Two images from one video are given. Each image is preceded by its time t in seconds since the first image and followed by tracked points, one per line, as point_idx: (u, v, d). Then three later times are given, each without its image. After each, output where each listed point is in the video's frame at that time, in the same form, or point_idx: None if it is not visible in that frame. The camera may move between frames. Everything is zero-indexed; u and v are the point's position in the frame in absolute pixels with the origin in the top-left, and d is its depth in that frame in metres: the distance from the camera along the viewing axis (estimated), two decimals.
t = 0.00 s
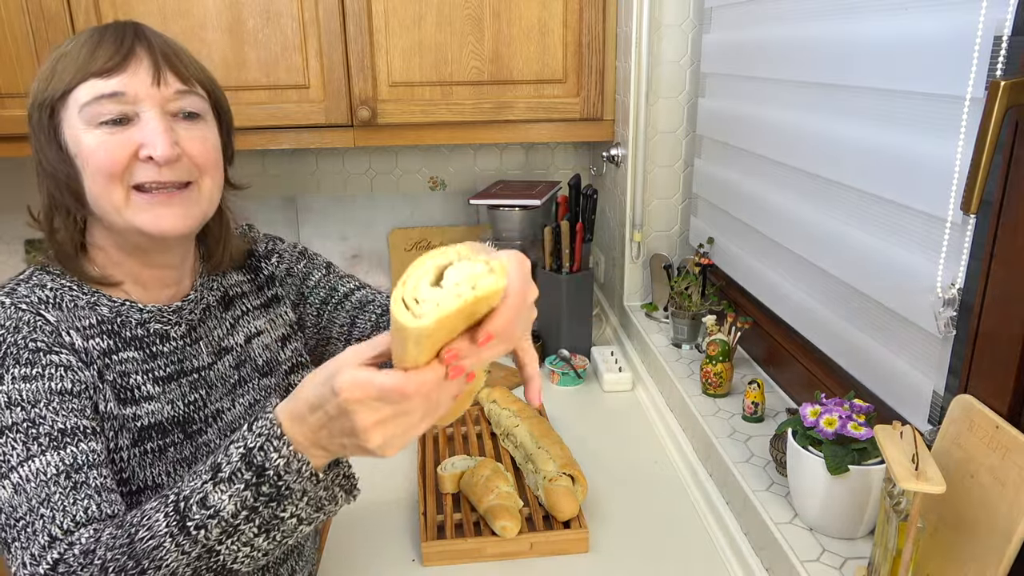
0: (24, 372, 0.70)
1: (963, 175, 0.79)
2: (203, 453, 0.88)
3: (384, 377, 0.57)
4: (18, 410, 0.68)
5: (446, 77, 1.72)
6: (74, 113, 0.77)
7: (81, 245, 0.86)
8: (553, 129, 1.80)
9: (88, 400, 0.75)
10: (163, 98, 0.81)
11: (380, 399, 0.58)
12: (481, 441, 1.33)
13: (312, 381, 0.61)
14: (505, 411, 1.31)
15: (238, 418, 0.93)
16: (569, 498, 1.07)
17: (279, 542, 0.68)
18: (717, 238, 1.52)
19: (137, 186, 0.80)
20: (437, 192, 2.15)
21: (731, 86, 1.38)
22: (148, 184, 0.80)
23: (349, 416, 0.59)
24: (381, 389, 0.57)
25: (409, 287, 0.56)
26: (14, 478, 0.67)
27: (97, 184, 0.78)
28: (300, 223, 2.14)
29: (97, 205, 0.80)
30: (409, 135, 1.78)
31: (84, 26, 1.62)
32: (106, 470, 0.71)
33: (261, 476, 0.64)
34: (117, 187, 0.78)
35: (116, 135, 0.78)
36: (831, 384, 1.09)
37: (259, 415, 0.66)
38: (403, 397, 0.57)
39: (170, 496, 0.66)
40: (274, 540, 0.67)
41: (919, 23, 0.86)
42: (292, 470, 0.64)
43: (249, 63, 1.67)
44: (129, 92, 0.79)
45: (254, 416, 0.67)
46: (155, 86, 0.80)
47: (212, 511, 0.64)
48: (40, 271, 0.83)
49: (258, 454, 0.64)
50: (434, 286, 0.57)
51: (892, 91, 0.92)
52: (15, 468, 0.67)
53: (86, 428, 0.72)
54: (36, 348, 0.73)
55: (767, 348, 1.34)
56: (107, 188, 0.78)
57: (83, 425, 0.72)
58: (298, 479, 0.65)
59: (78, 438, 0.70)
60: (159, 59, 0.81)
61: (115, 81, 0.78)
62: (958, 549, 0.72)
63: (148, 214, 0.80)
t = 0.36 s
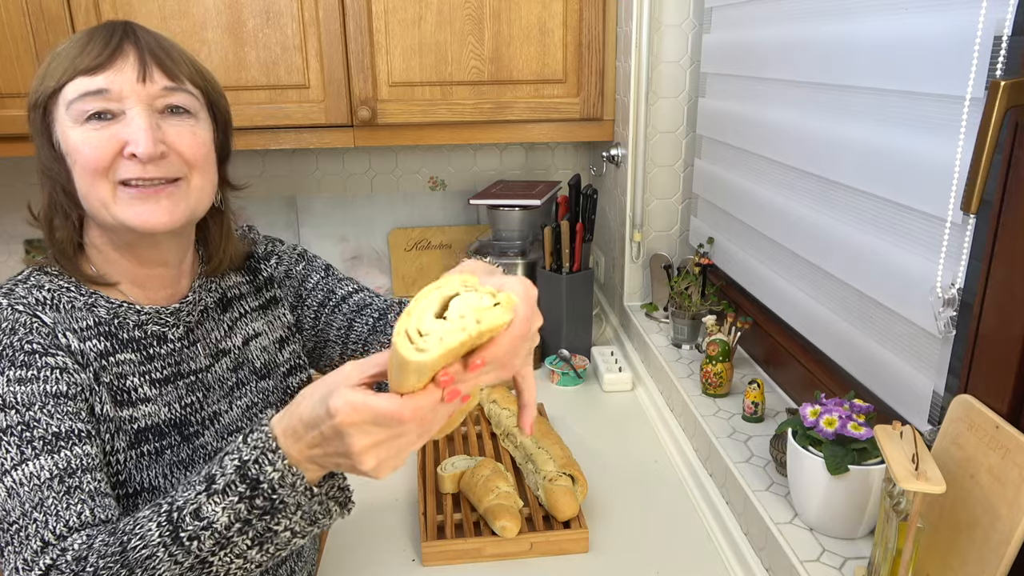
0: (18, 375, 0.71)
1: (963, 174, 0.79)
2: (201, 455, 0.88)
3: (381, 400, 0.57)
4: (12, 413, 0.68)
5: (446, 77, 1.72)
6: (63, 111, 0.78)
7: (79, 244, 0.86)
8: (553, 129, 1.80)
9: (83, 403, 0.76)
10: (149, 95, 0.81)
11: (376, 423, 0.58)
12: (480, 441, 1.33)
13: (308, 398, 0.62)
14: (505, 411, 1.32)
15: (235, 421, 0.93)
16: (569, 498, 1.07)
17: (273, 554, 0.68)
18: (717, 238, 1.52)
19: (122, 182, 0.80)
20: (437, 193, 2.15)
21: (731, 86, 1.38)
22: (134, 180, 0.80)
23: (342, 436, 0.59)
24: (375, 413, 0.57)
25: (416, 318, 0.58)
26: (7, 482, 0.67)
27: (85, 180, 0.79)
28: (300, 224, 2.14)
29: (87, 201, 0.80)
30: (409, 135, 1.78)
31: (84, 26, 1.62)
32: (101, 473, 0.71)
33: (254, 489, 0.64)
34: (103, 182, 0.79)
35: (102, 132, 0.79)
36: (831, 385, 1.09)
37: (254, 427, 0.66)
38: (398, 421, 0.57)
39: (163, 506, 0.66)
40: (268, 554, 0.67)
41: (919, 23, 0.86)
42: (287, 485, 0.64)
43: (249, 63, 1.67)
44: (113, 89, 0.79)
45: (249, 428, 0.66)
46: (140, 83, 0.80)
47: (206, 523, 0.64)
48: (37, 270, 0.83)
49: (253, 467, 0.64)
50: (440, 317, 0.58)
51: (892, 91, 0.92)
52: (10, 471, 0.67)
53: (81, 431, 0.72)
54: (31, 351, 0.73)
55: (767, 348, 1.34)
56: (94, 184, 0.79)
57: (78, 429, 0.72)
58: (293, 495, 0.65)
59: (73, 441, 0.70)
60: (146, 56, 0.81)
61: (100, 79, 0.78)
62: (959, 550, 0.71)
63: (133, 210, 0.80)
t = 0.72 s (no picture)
0: (19, 375, 0.71)
1: (963, 175, 0.79)
2: (201, 455, 0.88)
3: (379, 394, 0.58)
4: (13, 413, 0.68)
5: (446, 77, 1.72)
6: (62, 112, 0.79)
7: (80, 245, 0.86)
8: (553, 129, 1.80)
9: (84, 402, 0.76)
10: (147, 96, 0.81)
11: (376, 415, 0.58)
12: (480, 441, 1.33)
13: (306, 391, 0.62)
14: (505, 411, 1.32)
15: (235, 421, 0.93)
16: (569, 498, 1.07)
17: (270, 549, 0.69)
18: (717, 238, 1.52)
19: (122, 182, 0.79)
20: (437, 193, 2.15)
21: (731, 86, 1.38)
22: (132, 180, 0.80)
23: (343, 429, 0.59)
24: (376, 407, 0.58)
25: (422, 320, 0.61)
26: (9, 482, 0.67)
27: (86, 180, 0.79)
28: (300, 224, 2.15)
29: (88, 201, 0.81)
30: (409, 135, 1.78)
31: (84, 26, 1.62)
32: (102, 473, 0.71)
33: (251, 486, 0.64)
34: (102, 182, 0.79)
35: (100, 132, 0.79)
36: (831, 384, 1.09)
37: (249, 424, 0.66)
38: (400, 414, 0.58)
39: (161, 505, 0.66)
40: (265, 547, 0.68)
41: (919, 23, 0.86)
42: (283, 480, 0.65)
43: (249, 63, 1.67)
44: (112, 89, 0.79)
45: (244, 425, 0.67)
46: (138, 83, 0.80)
47: (204, 519, 0.64)
48: (38, 271, 0.83)
49: (248, 464, 0.64)
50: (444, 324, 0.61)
51: (892, 91, 0.92)
52: (11, 471, 0.67)
53: (82, 431, 0.72)
54: (32, 350, 0.73)
55: (767, 348, 1.34)
56: (94, 184, 0.79)
57: (79, 428, 0.72)
58: (288, 488, 0.66)
59: (74, 441, 0.70)
60: (146, 56, 0.81)
61: (99, 79, 0.78)
62: (959, 550, 0.71)
63: (131, 210, 0.80)
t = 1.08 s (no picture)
0: (21, 372, 0.71)
1: (963, 175, 0.79)
2: (202, 454, 0.88)
3: (394, 392, 0.58)
4: (16, 410, 0.68)
5: (446, 77, 1.72)
6: (66, 112, 0.78)
7: (79, 245, 0.86)
8: (553, 129, 1.80)
9: (86, 400, 0.76)
10: (153, 97, 0.81)
11: (388, 415, 0.59)
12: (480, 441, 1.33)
13: (316, 387, 0.62)
14: (505, 411, 1.32)
15: (235, 420, 0.93)
16: (569, 498, 1.07)
17: (279, 544, 0.68)
18: (717, 238, 1.52)
19: (127, 184, 0.80)
20: (437, 193, 2.15)
21: (731, 86, 1.38)
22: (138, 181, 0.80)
23: (354, 428, 0.60)
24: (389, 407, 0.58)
25: (435, 314, 0.60)
26: (13, 478, 0.67)
27: (90, 181, 0.79)
28: (300, 224, 2.15)
29: (92, 202, 0.81)
30: (409, 135, 1.78)
31: (84, 26, 1.62)
32: (105, 470, 0.71)
33: (262, 481, 0.64)
34: (108, 183, 0.79)
35: (105, 133, 0.79)
36: (832, 384, 1.09)
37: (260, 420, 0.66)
38: (412, 414, 0.59)
39: (171, 499, 0.66)
40: (276, 543, 0.68)
41: (919, 23, 0.86)
42: (294, 476, 0.65)
43: (249, 63, 1.67)
44: (118, 90, 0.79)
45: (255, 421, 0.67)
46: (144, 85, 0.80)
47: (213, 514, 0.64)
48: (38, 270, 0.83)
49: (259, 459, 0.64)
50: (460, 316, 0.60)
51: (892, 91, 0.92)
52: (14, 468, 0.67)
53: (85, 428, 0.72)
54: (34, 349, 0.73)
55: (767, 348, 1.34)
56: (100, 185, 0.79)
57: (82, 426, 0.72)
58: (299, 483, 0.65)
59: (77, 437, 0.70)
60: (152, 59, 0.81)
61: (104, 80, 0.78)
62: (959, 550, 0.71)
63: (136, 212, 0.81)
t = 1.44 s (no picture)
0: (20, 374, 0.71)
1: (963, 175, 0.79)
2: (202, 454, 0.89)
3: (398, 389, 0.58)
4: (15, 412, 0.68)
5: (446, 77, 1.72)
6: (84, 116, 0.77)
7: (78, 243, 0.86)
8: (553, 129, 1.80)
9: (85, 400, 0.76)
10: (173, 105, 0.82)
11: (393, 412, 0.59)
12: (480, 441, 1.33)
13: (318, 388, 0.61)
14: (505, 411, 1.32)
15: (234, 420, 0.93)
16: (569, 498, 1.07)
17: (282, 542, 0.68)
18: (717, 238, 1.52)
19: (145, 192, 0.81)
20: (437, 193, 2.16)
21: (732, 86, 1.38)
22: (156, 188, 0.81)
23: (359, 425, 0.59)
24: (392, 403, 0.58)
25: (436, 319, 0.61)
26: (14, 479, 0.67)
27: (104, 187, 0.79)
28: (300, 224, 2.15)
29: (102, 207, 0.80)
30: (409, 134, 1.78)
31: (84, 26, 1.62)
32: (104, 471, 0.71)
33: (265, 480, 0.64)
34: (125, 191, 0.80)
35: (126, 139, 0.79)
36: (832, 384, 1.09)
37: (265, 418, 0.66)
38: (417, 411, 0.58)
39: (174, 499, 0.66)
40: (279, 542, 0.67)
41: (919, 23, 0.86)
42: (297, 474, 0.65)
43: (249, 63, 1.67)
44: (141, 97, 0.79)
45: (258, 420, 0.66)
46: (167, 93, 0.81)
47: (216, 513, 0.64)
48: (36, 270, 0.83)
49: (263, 458, 0.64)
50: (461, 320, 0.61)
51: (892, 91, 0.92)
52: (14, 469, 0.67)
53: (85, 428, 0.72)
54: (32, 350, 0.73)
55: (767, 348, 1.34)
56: (115, 191, 0.79)
57: (81, 427, 0.71)
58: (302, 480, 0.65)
59: (77, 438, 0.70)
60: (171, 65, 0.82)
61: (128, 86, 0.78)
62: (959, 550, 0.71)
63: (154, 219, 0.82)
